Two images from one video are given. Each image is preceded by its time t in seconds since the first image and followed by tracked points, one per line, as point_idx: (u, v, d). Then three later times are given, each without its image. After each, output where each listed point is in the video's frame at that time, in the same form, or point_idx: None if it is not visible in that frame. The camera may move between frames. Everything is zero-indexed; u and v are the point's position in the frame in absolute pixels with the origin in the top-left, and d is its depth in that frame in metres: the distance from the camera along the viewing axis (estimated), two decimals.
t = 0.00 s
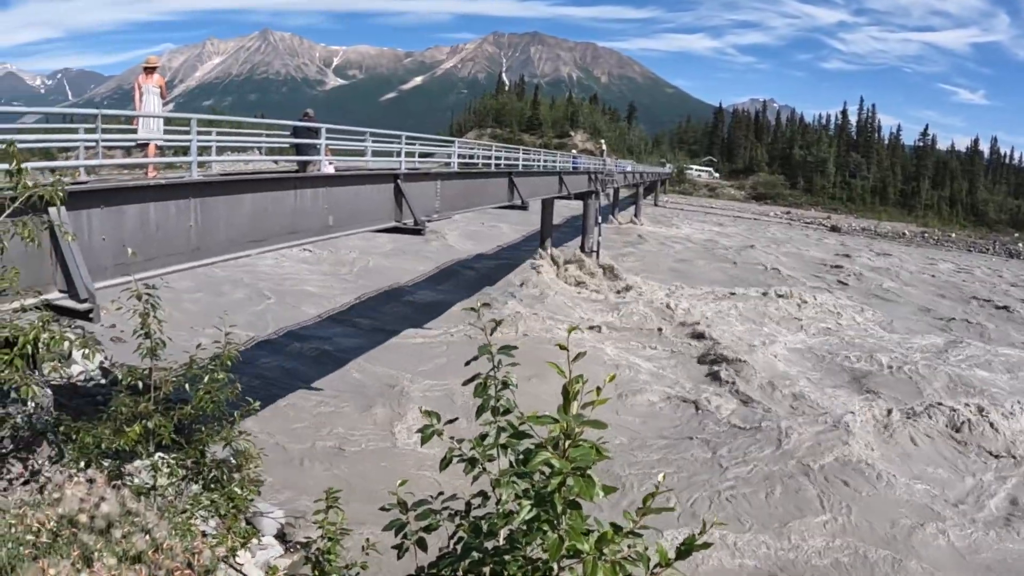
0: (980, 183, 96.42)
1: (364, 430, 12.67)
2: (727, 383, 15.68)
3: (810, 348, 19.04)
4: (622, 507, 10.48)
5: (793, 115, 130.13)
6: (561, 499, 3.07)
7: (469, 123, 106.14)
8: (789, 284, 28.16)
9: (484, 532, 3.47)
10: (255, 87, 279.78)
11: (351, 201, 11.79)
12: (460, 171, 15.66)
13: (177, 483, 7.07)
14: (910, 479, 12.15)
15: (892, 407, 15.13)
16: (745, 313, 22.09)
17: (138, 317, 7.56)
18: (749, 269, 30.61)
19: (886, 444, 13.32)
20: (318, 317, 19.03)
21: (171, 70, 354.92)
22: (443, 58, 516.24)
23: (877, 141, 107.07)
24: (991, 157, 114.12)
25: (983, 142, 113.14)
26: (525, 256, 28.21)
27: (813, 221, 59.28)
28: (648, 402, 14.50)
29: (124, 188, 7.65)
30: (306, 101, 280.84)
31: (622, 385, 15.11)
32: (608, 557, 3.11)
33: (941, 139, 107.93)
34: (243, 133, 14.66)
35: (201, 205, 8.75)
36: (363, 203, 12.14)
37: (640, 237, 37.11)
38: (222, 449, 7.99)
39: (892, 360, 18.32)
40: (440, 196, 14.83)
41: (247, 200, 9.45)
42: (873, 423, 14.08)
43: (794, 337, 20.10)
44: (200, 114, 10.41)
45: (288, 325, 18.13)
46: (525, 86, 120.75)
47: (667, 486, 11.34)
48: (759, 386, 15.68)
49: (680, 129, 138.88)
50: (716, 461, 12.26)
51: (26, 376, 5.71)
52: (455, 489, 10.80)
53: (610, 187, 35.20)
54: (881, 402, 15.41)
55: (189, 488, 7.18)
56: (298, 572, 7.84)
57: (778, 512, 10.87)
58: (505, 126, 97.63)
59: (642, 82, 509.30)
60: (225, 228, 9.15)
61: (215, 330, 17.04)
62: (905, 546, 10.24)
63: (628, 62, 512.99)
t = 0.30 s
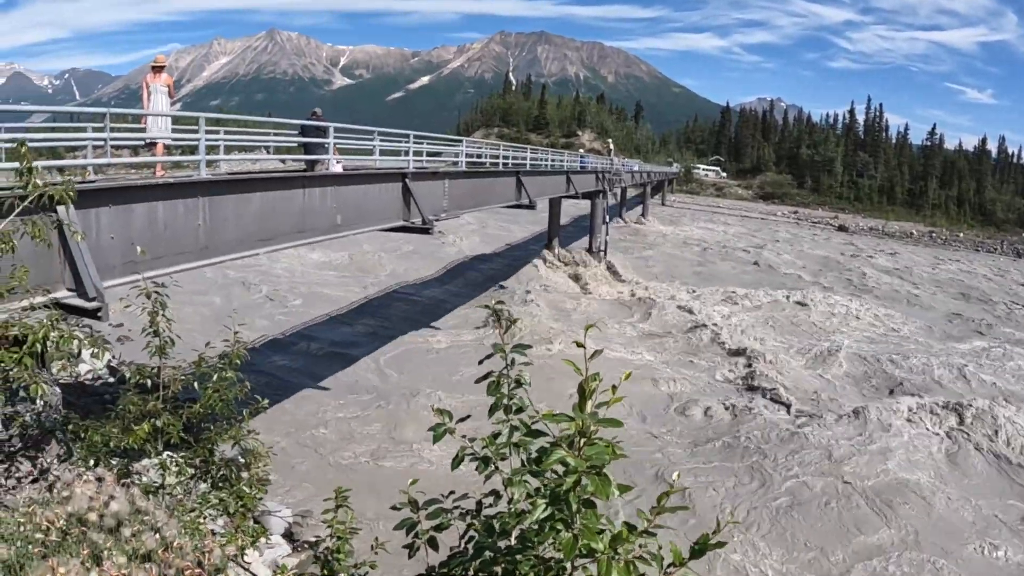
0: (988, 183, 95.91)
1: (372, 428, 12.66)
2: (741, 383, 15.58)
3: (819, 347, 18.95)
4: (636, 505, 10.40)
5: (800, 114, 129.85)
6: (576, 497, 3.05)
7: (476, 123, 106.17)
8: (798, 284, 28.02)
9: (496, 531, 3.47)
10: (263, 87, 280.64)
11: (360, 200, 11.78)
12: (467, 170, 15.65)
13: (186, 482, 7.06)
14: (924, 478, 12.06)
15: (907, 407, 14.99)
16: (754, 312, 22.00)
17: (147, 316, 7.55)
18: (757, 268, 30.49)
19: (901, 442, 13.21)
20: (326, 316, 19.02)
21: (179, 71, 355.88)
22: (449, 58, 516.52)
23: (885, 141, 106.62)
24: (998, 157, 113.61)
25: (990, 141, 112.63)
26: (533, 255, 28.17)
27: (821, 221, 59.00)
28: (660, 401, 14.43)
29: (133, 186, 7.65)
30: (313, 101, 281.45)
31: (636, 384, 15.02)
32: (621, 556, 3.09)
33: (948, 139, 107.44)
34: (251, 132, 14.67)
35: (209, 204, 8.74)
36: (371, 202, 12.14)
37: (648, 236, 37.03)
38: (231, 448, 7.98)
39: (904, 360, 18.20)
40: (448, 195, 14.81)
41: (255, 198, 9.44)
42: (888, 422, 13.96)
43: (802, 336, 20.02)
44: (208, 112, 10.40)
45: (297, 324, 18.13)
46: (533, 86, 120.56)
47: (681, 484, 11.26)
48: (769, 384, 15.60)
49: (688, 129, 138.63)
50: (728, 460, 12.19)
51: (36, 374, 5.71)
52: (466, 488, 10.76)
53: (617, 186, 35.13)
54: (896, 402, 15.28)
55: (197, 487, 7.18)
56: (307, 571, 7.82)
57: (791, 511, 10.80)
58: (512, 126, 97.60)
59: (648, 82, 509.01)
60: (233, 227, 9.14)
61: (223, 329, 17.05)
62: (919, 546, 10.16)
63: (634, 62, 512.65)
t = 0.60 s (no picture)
0: (996, 183, 95.37)
1: (378, 428, 12.65)
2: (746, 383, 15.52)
3: (827, 348, 18.87)
4: (643, 506, 10.36)
5: (808, 113, 129.40)
6: (584, 498, 3.04)
7: (483, 122, 106.20)
8: (805, 284, 27.93)
9: (504, 532, 3.46)
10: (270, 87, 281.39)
11: (367, 200, 11.78)
12: (474, 170, 15.63)
13: (193, 481, 7.06)
14: (928, 480, 12.01)
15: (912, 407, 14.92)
16: (761, 312, 21.93)
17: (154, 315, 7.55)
18: (765, 268, 30.38)
19: (907, 443, 13.13)
20: (334, 316, 19.04)
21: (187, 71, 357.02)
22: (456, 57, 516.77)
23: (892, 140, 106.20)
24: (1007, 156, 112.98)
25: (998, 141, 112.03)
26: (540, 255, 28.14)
27: (828, 221, 58.76)
28: (667, 401, 14.39)
29: (140, 185, 7.66)
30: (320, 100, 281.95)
31: (643, 385, 14.98)
32: (629, 557, 3.07)
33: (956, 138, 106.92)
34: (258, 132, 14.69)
35: (216, 203, 8.75)
36: (378, 202, 12.13)
37: (655, 236, 36.96)
38: (238, 447, 7.99)
39: (911, 361, 18.11)
40: (455, 195, 14.80)
41: (262, 198, 9.44)
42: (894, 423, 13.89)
43: (810, 337, 19.93)
44: (215, 111, 10.41)
45: (304, 324, 18.14)
46: (540, 86, 120.54)
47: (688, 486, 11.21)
48: (776, 385, 15.53)
49: (695, 129, 138.32)
50: (736, 461, 12.14)
51: (42, 372, 5.72)
52: (473, 488, 10.75)
53: (624, 186, 35.06)
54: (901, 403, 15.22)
55: (204, 486, 7.19)
56: (314, 570, 7.82)
57: (800, 511, 10.75)
58: (519, 125, 97.54)
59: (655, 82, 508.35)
60: (240, 226, 9.14)
61: (230, 329, 17.09)
62: (926, 547, 10.12)
63: (641, 62, 512.00)
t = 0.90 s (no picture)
0: (1013, 183, 94.41)
1: (391, 428, 12.67)
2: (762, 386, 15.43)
3: (842, 350, 18.72)
4: (655, 508, 10.31)
5: (823, 113, 128.58)
6: (594, 500, 3.02)
7: (497, 122, 106.26)
8: (820, 285, 27.77)
9: (514, 533, 3.46)
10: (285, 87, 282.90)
11: (381, 200, 11.80)
12: (488, 170, 15.63)
13: (205, 479, 7.10)
14: (946, 485, 11.88)
15: (931, 412, 14.79)
16: (775, 314, 21.80)
17: (168, 315, 7.59)
18: (779, 269, 30.22)
19: (926, 447, 13.01)
20: (347, 316, 19.10)
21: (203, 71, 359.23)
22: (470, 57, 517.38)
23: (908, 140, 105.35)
24: None
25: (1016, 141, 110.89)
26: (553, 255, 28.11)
27: (842, 222, 58.42)
28: (680, 403, 14.32)
29: (154, 185, 7.71)
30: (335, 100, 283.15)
31: (655, 386, 14.93)
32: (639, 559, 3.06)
33: (973, 138, 105.94)
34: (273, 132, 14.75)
35: (230, 203, 8.79)
36: (392, 202, 12.15)
37: (669, 237, 36.83)
38: (251, 446, 8.03)
39: (928, 363, 17.96)
40: (469, 195, 14.80)
41: (276, 198, 9.48)
42: (912, 427, 13.77)
43: (825, 338, 19.81)
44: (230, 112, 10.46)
45: (318, 323, 18.22)
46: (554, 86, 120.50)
47: (700, 488, 11.16)
48: (790, 387, 15.42)
49: (709, 129, 137.78)
50: (749, 463, 12.07)
51: (56, 371, 5.76)
52: (485, 489, 10.75)
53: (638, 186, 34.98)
54: (919, 406, 15.07)
55: (217, 484, 7.22)
56: (326, 569, 7.85)
57: (814, 515, 10.67)
58: (533, 125, 97.52)
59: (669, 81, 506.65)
60: (254, 226, 9.18)
61: (244, 328, 17.17)
62: (942, 553, 10.02)
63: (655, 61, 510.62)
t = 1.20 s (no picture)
0: None
1: (404, 428, 12.70)
2: (775, 387, 15.32)
3: (858, 352, 18.56)
4: (668, 511, 10.24)
5: (840, 113, 127.79)
6: (605, 503, 3.00)
7: (512, 123, 106.32)
8: (835, 287, 27.57)
9: (526, 535, 3.45)
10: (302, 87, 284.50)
11: (395, 200, 11.82)
12: (503, 171, 15.62)
13: (219, 478, 7.12)
14: (961, 487, 11.76)
15: (946, 415, 14.63)
16: (791, 315, 21.64)
17: (182, 315, 7.63)
18: (795, 270, 30.01)
19: (941, 449, 12.87)
20: (361, 316, 19.16)
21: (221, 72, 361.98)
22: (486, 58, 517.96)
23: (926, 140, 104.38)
24: None
25: None
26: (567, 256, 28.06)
27: (859, 222, 57.95)
28: (694, 407, 14.25)
29: (170, 185, 7.75)
30: (350, 101, 284.49)
31: (669, 388, 14.87)
32: (649, 563, 3.03)
33: (993, 138, 104.78)
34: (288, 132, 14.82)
35: (246, 203, 8.83)
36: (407, 202, 12.17)
37: (684, 237, 36.68)
38: (266, 445, 8.07)
39: (944, 366, 17.78)
40: (484, 196, 14.79)
41: (292, 198, 9.52)
42: (927, 429, 13.63)
43: (841, 340, 19.64)
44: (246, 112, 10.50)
45: (332, 323, 18.28)
46: (569, 86, 120.42)
47: (713, 491, 11.10)
48: (806, 389, 15.32)
49: (726, 129, 137.16)
50: (763, 466, 11.98)
51: (72, 370, 5.80)
52: (498, 490, 10.74)
53: (654, 187, 34.85)
54: (935, 408, 14.94)
55: (231, 483, 7.26)
56: (338, 569, 7.87)
57: (828, 519, 10.58)
58: (548, 126, 97.50)
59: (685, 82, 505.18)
60: (269, 227, 9.23)
61: (259, 328, 17.28)
62: (956, 558, 9.91)
63: (671, 61, 509.07)
